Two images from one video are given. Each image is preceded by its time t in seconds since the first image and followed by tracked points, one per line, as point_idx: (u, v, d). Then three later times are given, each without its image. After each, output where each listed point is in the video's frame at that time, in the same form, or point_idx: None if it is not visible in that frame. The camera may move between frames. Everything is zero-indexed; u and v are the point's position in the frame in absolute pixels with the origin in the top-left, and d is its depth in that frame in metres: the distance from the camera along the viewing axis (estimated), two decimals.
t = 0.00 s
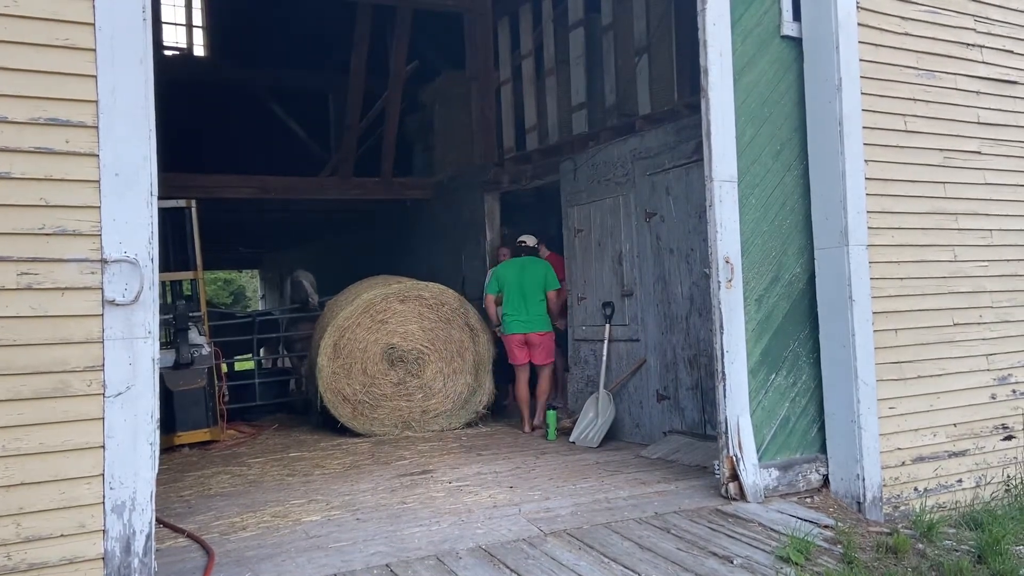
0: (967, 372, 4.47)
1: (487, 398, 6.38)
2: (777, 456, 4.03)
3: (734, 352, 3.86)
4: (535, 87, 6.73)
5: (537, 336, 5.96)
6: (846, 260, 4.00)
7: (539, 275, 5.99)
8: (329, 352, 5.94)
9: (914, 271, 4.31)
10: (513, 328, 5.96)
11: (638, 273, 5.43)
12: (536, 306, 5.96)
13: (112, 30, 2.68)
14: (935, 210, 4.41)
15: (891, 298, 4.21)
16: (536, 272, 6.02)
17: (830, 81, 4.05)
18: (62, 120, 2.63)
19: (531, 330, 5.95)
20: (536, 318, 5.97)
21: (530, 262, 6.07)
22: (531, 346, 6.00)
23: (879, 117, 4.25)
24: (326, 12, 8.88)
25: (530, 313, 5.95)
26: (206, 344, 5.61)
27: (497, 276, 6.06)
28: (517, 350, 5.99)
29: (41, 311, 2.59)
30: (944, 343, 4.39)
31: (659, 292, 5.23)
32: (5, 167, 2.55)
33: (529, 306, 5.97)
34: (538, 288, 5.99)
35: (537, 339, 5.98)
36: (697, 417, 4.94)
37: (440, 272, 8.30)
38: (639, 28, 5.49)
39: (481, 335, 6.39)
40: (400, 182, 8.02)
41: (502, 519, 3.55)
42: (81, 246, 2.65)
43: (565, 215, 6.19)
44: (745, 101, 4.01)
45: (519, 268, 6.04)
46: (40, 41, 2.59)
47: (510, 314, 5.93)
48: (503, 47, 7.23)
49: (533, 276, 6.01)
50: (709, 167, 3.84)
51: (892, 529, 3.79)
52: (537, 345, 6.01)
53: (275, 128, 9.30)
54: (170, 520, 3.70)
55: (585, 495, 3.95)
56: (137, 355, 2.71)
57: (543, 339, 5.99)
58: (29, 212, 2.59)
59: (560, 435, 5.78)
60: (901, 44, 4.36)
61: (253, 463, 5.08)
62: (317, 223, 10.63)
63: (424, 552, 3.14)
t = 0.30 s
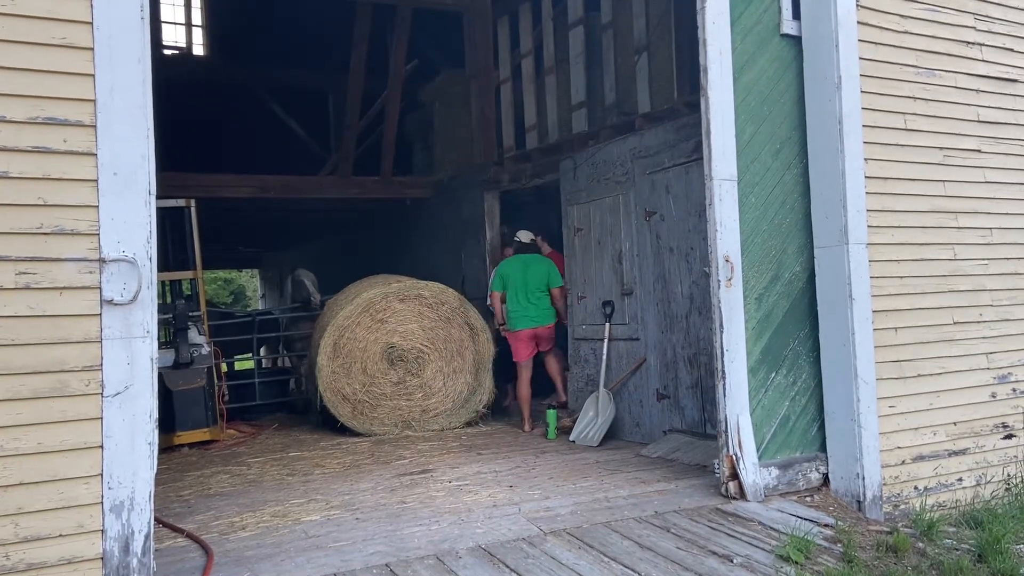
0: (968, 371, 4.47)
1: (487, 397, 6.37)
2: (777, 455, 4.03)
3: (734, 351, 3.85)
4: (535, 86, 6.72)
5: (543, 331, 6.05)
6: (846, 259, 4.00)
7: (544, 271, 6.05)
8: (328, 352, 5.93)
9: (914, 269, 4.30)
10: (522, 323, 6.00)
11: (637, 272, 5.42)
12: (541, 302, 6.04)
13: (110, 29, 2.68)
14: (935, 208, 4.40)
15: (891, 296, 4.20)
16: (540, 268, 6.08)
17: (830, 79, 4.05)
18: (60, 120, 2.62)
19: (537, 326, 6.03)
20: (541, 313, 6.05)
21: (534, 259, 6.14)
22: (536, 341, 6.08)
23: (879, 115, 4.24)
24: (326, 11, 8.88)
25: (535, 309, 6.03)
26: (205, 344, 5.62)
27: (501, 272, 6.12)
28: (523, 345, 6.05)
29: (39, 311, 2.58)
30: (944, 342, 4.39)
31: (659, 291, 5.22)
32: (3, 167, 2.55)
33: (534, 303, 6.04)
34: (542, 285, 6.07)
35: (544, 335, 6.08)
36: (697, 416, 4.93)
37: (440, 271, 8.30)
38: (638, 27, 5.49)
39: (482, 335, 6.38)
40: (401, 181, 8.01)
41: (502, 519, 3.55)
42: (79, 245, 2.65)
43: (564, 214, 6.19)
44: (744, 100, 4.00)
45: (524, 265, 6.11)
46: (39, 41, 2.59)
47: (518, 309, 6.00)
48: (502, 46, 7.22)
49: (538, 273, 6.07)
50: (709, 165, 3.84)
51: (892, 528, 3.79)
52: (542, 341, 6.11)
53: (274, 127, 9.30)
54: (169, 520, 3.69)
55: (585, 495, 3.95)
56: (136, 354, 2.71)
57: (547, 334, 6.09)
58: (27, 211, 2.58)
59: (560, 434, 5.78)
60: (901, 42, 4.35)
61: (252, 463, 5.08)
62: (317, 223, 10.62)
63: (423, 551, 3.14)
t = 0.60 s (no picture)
0: (968, 369, 4.46)
1: (487, 396, 6.36)
2: (778, 453, 4.02)
3: (734, 349, 3.85)
4: (534, 85, 6.71)
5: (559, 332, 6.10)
6: (846, 257, 3.99)
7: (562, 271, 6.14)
8: (327, 351, 5.91)
9: (914, 267, 4.30)
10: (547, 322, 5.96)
11: (637, 270, 5.42)
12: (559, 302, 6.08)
13: (108, 27, 2.67)
14: (935, 206, 4.40)
15: (892, 294, 4.20)
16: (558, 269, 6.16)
17: (830, 77, 4.04)
18: (58, 118, 2.62)
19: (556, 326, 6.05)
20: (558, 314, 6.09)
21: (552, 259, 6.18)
22: (549, 341, 6.09)
23: (880, 113, 4.23)
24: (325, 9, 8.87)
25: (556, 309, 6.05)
26: (204, 342, 5.61)
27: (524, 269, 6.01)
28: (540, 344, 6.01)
29: (37, 309, 2.57)
30: (945, 340, 4.38)
31: (659, 289, 5.22)
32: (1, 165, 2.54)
33: (554, 303, 6.07)
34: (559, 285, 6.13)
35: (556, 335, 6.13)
36: (698, 415, 4.92)
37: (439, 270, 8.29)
38: (638, 26, 5.48)
39: (482, 334, 6.36)
40: (400, 180, 8.01)
41: (502, 517, 3.54)
42: (77, 244, 2.64)
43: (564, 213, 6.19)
44: (744, 98, 4.00)
45: (544, 264, 6.10)
46: (37, 38, 2.58)
47: (542, 308, 5.98)
48: (502, 44, 7.21)
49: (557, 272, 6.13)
50: (709, 163, 3.83)
51: (892, 527, 3.78)
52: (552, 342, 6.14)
53: (273, 126, 9.29)
54: (168, 520, 3.68)
55: (585, 493, 3.94)
56: (135, 353, 2.70)
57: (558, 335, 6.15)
58: (26, 209, 2.57)
59: (560, 433, 5.77)
60: (901, 40, 4.34)
61: (252, 462, 5.07)
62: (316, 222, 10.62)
63: (424, 551, 3.13)
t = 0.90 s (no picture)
0: (969, 368, 4.46)
1: (487, 395, 6.36)
2: (778, 453, 4.02)
3: (734, 348, 3.84)
4: (534, 84, 6.70)
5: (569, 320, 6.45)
6: (846, 256, 3.99)
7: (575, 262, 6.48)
8: (327, 350, 5.90)
9: (915, 266, 4.29)
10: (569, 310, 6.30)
11: (637, 269, 5.41)
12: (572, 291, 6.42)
13: (107, 26, 2.66)
14: (936, 205, 4.39)
15: (892, 293, 4.19)
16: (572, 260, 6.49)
17: (830, 76, 4.03)
18: (56, 117, 2.61)
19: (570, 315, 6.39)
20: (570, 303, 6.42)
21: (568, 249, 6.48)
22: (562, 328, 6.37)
23: (881, 112, 4.23)
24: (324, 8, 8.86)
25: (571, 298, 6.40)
26: (204, 342, 5.61)
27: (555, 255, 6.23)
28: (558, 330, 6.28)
29: (36, 309, 2.57)
30: (945, 339, 4.37)
31: (659, 288, 5.21)
32: None
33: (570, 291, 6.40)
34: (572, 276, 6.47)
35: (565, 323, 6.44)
36: (697, 414, 4.92)
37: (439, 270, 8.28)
38: (638, 25, 5.47)
39: (483, 333, 6.36)
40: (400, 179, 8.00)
41: (502, 517, 3.54)
42: (76, 243, 2.63)
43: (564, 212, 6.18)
44: (744, 97, 3.99)
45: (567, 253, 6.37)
46: (35, 37, 2.58)
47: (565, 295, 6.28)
48: (501, 43, 7.20)
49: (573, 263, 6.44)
50: (709, 162, 3.82)
51: (893, 526, 3.78)
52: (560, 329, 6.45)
53: (273, 125, 9.28)
54: (168, 520, 3.67)
55: (585, 493, 3.94)
56: (134, 353, 2.69)
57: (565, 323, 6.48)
58: (24, 209, 2.57)
59: (561, 432, 5.77)
60: (901, 38, 4.34)
61: (252, 461, 5.07)
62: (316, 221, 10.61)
63: (424, 551, 3.12)
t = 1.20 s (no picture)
0: (969, 367, 4.45)
1: (488, 395, 6.35)
2: (778, 453, 4.01)
3: (735, 348, 3.84)
4: (534, 84, 6.70)
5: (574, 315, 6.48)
6: (846, 256, 3.99)
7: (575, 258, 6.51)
8: (327, 350, 5.89)
9: (916, 266, 4.29)
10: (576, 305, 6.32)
11: (637, 269, 5.41)
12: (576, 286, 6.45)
13: (107, 27, 2.66)
14: (936, 205, 4.39)
15: (893, 293, 4.19)
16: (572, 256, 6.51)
17: (830, 76, 4.03)
18: (56, 117, 2.60)
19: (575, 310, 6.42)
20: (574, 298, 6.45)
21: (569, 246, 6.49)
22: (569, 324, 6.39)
23: (881, 112, 4.22)
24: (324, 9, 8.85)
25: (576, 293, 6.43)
26: (204, 342, 5.60)
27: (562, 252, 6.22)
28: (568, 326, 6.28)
29: (35, 309, 2.57)
30: (946, 339, 4.37)
31: (659, 288, 5.21)
32: None
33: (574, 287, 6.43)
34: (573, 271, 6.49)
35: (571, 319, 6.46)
36: (698, 414, 4.92)
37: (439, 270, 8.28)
38: (638, 24, 5.47)
39: (483, 333, 6.35)
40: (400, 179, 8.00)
41: (503, 517, 3.54)
42: (76, 243, 2.63)
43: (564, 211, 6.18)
44: (745, 96, 3.98)
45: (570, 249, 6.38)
46: (36, 37, 2.58)
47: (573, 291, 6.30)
48: (501, 43, 7.19)
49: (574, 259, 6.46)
50: (710, 162, 3.82)
51: (894, 526, 3.77)
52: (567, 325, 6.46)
53: (273, 125, 9.27)
54: (168, 520, 3.67)
55: (585, 493, 3.93)
56: (134, 353, 2.69)
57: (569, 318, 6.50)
58: (23, 209, 2.56)
59: (561, 432, 5.77)
60: (901, 38, 4.33)
61: (252, 461, 5.06)
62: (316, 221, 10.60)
63: (424, 551, 3.11)
